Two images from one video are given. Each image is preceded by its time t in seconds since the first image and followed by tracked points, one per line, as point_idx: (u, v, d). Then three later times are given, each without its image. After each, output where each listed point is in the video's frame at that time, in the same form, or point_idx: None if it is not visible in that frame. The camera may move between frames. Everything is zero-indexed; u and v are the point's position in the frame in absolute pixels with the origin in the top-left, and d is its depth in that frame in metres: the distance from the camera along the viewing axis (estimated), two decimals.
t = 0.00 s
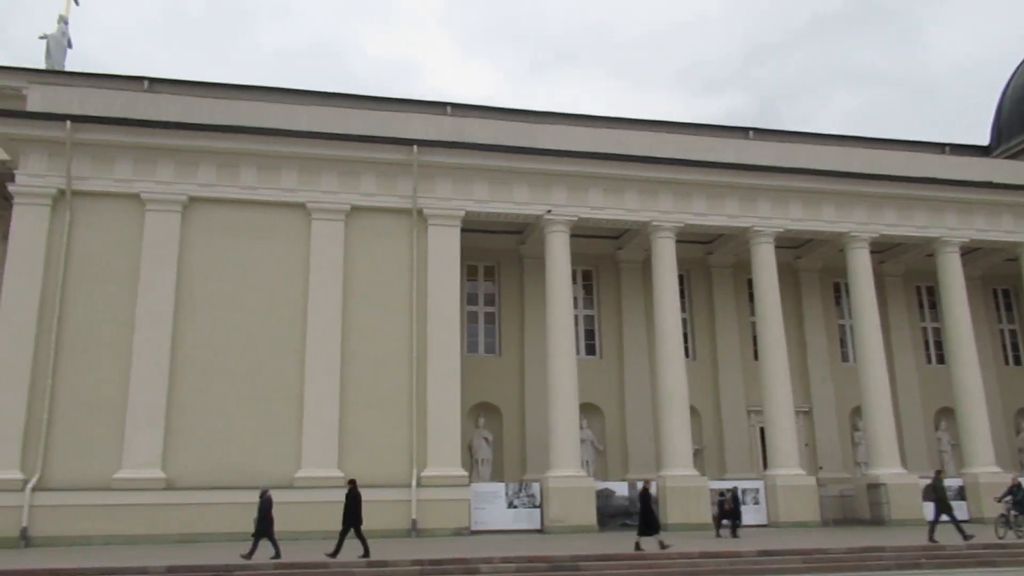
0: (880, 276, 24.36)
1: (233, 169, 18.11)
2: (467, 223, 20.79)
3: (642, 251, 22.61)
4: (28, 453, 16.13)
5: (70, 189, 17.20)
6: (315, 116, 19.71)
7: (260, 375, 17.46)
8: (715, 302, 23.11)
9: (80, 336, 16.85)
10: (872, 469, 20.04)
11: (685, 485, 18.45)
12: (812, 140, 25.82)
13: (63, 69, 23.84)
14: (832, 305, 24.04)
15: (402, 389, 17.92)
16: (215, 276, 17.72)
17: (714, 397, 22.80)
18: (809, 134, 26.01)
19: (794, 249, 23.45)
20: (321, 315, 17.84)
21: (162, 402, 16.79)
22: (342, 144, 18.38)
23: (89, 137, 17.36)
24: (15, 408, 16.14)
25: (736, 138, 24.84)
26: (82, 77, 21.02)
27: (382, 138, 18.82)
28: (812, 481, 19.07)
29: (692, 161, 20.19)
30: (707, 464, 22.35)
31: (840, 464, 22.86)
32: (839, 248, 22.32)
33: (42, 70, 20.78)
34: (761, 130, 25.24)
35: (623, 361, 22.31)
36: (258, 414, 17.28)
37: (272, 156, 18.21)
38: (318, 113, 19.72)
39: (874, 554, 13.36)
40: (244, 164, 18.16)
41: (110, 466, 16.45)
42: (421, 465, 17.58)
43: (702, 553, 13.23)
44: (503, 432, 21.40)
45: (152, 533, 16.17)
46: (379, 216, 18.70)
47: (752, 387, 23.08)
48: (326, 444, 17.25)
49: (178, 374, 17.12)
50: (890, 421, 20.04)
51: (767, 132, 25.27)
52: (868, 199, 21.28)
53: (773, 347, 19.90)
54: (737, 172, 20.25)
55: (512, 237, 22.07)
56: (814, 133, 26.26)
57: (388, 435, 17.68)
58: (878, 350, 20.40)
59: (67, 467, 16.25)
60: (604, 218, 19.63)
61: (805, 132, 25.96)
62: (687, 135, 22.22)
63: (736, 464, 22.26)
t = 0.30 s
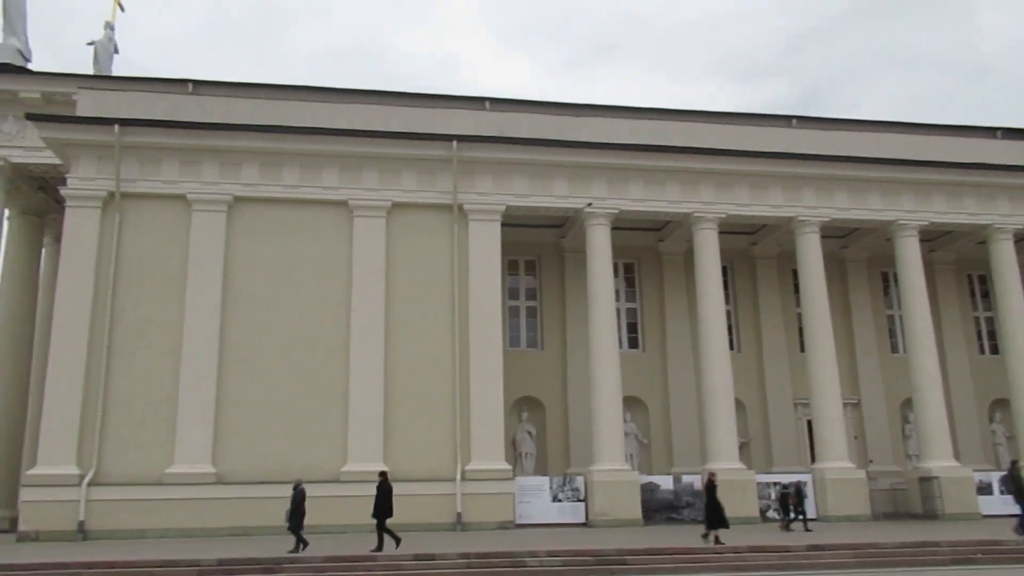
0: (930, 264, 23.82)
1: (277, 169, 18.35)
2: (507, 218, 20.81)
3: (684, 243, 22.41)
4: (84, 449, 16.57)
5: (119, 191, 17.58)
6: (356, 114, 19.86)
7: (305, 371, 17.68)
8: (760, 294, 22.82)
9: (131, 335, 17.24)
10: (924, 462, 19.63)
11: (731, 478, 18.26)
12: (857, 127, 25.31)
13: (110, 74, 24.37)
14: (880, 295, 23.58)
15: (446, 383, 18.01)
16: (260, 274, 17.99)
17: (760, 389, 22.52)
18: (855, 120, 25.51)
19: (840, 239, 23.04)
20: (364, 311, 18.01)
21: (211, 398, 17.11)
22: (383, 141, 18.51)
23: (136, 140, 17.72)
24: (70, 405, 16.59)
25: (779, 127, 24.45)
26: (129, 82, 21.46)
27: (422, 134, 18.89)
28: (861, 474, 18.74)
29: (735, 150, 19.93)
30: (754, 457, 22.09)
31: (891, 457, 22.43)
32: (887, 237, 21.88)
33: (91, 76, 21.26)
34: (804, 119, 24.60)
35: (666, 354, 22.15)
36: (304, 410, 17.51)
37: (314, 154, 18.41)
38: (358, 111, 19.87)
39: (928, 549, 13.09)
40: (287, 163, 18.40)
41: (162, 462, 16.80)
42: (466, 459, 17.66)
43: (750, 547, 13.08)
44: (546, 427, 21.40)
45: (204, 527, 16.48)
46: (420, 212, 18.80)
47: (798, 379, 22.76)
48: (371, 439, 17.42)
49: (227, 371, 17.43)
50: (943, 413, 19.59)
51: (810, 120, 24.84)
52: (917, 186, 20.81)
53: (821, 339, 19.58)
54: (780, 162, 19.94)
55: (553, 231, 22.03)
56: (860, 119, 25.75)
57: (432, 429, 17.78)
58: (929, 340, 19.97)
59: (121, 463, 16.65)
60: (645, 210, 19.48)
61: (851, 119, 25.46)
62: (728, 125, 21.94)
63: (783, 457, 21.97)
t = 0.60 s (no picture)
0: (989, 256, 23.17)
1: (325, 164, 18.57)
2: (553, 211, 20.78)
3: (732, 236, 22.13)
4: (141, 439, 17.01)
5: (173, 187, 17.96)
6: (403, 109, 19.99)
7: (354, 364, 17.91)
8: (810, 287, 22.44)
9: (186, 328, 17.63)
10: (982, 458, 19.13)
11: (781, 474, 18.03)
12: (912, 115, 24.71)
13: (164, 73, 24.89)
14: (935, 288, 23.02)
15: (492, 377, 18.08)
16: (309, 268, 18.25)
17: (810, 383, 22.16)
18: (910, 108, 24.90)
19: (894, 230, 22.53)
20: (412, 305, 18.15)
21: (262, 390, 17.42)
22: (430, 136, 18.60)
23: (190, 137, 18.08)
24: (128, 397, 17.04)
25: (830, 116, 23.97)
26: (182, 80, 21.90)
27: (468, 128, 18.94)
28: (916, 471, 18.34)
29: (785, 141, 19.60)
30: (804, 453, 21.76)
31: (947, 454, 21.90)
32: (944, 228, 21.33)
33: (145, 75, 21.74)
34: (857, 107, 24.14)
35: (714, 347, 21.92)
36: (353, 402, 17.73)
37: (362, 149, 18.59)
38: (405, 106, 19.99)
39: (987, 548, 12.77)
40: (336, 158, 18.61)
41: (216, 452, 17.16)
42: (513, 452, 17.72)
43: (801, 544, 12.90)
44: (593, 421, 21.34)
45: (256, 516, 16.80)
46: (467, 206, 18.87)
47: (850, 374, 22.35)
48: (419, 432, 17.57)
49: (278, 364, 17.73)
50: (1002, 408, 19.07)
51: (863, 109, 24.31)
52: (975, 175, 20.24)
53: (874, 332, 19.18)
54: (832, 152, 19.56)
55: (599, 224, 21.93)
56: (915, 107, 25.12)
57: (479, 421, 17.87)
58: (987, 334, 19.44)
59: (176, 453, 17.06)
60: (693, 202, 19.27)
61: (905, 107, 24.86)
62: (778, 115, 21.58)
63: (835, 453, 21.59)
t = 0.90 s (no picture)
0: None
1: (368, 163, 18.74)
2: (595, 205, 20.69)
3: (779, 228, 21.81)
4: (193, 436, 17.37)
5: (220, 189, 18.29)
6: (444, 106, 20.07)
7: (399, 361, 18.05)
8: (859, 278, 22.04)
9: (234, 327, 17.94)
10: None
11: (831, 468, 17.75)
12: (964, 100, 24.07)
13: (209, 76, 25.34)
14: (990, 277, 22.43)
15: (536, 372, 18.08)
16: (354, 266, 18.43)
17: (860, 376, 21.77)
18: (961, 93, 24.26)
19: (946, 219, 21.99)
20: (456, 301, 18.23)
21: (310, 387, 17.67)
22: (471, 133, 18.65)
23: (235, 139, 18.37)
24: (180, 395, 17.41)
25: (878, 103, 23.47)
26: (227, 83, 22.26)
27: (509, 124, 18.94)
28: (972, 465, 17.91)
29: (831, 130, 19.24)
30: (855, 447, 21.37)
31: (1004, 447, 21.34)
32: (998, 216, 20.76)
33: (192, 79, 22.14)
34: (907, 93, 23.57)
35: (760, 340, 21.66)
36: (399, 398, 17.89)
37: (404, 148, 18.71)
38: (446, 103, 20.07)
39: None
40: (378, 157, 18.76)
41: (266, 449, 17.45)
42: (558, 448, 17.72)
43: (853, 540, 12.68)
44: (638, 416, 21.23)
45: (305, 511, 17.05)
46: (509, 202, 18.87)
47: (901, 366, 21.91)
48: (464, 427, 17.66)
49: (324, 361, 17.96)
50: None
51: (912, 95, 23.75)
52: None
53: (925, 323, 18.75)
54: (880, 140, 19.16)
55: (642, 218, 21.79)
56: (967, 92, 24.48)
57: (524, 417, 17.88)
58: None
59: (227, 450, 17.39)
60: (737, 194, 19.03)
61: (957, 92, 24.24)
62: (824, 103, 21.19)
63: (887, 447, 21.16)
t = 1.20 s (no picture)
0: None
1: (411, 163, 18.87)
2: (638, 200, 20.56)
3: (826, 220, 21.45)
4: (244, 434, 17.69)
5: (266, 191, 18.57)
6: (485, 104, 20.11)
7: (443, 359, 18.17)
8: (910, 269, 21.57)
9: (282, 327, 18.22)
10: None
11: (884, 464, 17.42)
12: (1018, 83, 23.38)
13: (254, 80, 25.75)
14: None
15: (581, 369, 18.05)
16: (397, 265, 18.58)
17: (913, 369, 21.31)
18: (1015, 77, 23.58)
19: (1001, 207, 21.42)
20: (499, 299, 18.27)
21: (357, 386, 17.86)
22: (512, 130, 18.66)
23: (281, 142, 18.63)
24: (231, 394, 17.74)
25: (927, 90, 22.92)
26: (272, 86, 22.60)
27: (550, 120, 18.90)
28: None
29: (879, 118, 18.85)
30: (908, 442, 20.94)
31: None
32: None
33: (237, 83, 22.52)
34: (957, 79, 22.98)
35: (808, 334, 21.33)
36: (444, 396, 18.00)
37: (446, 147, 18.80)
38: (487, 101, 20.12)
39: None
40: (421, 156, 18.88)
41: (315, 446, 17.69)
42: (604, 444, 17.66)
43: (909, 536, 12.43)
44: (684, 411, 21.07)
45: (354, 508, 17.24)
46: (551, 198, 18.85)
47: (955, 358, 21.41)
48: (510, 424, 17.69)
49: (370, 360, 18.14)
50: None
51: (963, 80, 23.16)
52: None
53: (980, 315, 18.29)
54: (930, 127, 18.71)
55: (686, 212, 21.60)
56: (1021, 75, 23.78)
57: (569, 414, 17.86)
58: None
59: (277, 448, 17.67)
60: (783, 186, 18.74)
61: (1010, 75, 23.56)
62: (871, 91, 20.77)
63: (942, 441, 20.69)
